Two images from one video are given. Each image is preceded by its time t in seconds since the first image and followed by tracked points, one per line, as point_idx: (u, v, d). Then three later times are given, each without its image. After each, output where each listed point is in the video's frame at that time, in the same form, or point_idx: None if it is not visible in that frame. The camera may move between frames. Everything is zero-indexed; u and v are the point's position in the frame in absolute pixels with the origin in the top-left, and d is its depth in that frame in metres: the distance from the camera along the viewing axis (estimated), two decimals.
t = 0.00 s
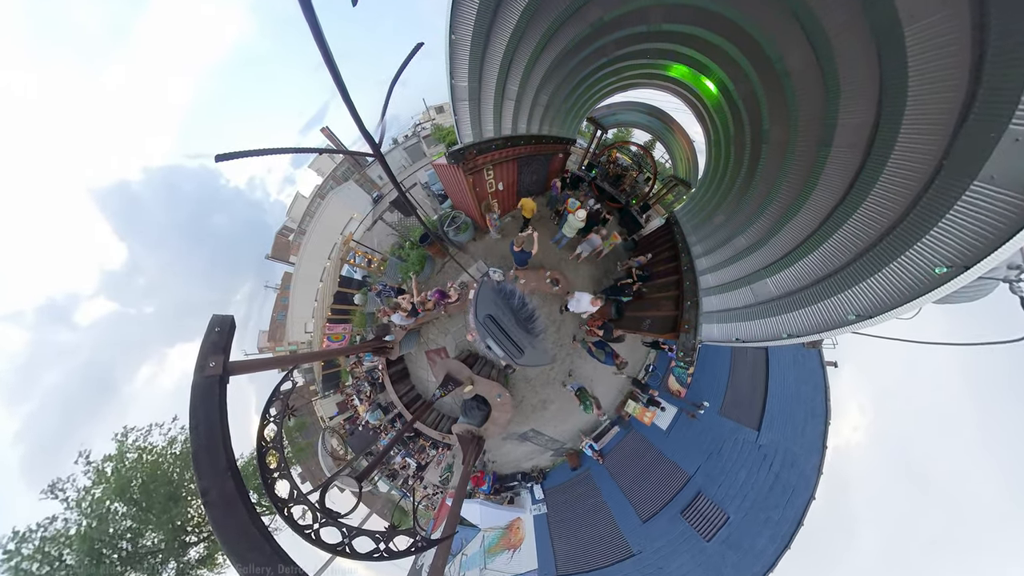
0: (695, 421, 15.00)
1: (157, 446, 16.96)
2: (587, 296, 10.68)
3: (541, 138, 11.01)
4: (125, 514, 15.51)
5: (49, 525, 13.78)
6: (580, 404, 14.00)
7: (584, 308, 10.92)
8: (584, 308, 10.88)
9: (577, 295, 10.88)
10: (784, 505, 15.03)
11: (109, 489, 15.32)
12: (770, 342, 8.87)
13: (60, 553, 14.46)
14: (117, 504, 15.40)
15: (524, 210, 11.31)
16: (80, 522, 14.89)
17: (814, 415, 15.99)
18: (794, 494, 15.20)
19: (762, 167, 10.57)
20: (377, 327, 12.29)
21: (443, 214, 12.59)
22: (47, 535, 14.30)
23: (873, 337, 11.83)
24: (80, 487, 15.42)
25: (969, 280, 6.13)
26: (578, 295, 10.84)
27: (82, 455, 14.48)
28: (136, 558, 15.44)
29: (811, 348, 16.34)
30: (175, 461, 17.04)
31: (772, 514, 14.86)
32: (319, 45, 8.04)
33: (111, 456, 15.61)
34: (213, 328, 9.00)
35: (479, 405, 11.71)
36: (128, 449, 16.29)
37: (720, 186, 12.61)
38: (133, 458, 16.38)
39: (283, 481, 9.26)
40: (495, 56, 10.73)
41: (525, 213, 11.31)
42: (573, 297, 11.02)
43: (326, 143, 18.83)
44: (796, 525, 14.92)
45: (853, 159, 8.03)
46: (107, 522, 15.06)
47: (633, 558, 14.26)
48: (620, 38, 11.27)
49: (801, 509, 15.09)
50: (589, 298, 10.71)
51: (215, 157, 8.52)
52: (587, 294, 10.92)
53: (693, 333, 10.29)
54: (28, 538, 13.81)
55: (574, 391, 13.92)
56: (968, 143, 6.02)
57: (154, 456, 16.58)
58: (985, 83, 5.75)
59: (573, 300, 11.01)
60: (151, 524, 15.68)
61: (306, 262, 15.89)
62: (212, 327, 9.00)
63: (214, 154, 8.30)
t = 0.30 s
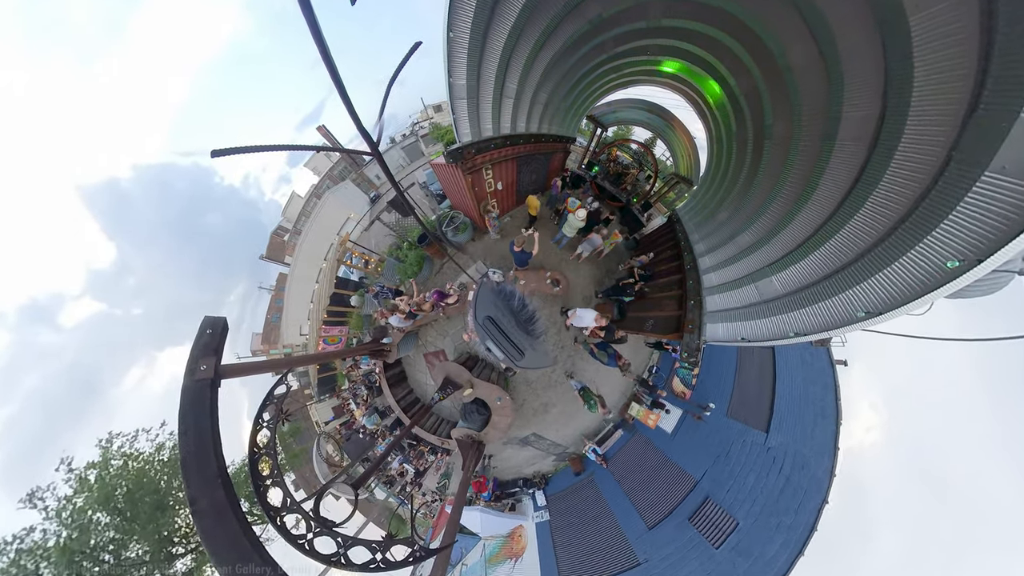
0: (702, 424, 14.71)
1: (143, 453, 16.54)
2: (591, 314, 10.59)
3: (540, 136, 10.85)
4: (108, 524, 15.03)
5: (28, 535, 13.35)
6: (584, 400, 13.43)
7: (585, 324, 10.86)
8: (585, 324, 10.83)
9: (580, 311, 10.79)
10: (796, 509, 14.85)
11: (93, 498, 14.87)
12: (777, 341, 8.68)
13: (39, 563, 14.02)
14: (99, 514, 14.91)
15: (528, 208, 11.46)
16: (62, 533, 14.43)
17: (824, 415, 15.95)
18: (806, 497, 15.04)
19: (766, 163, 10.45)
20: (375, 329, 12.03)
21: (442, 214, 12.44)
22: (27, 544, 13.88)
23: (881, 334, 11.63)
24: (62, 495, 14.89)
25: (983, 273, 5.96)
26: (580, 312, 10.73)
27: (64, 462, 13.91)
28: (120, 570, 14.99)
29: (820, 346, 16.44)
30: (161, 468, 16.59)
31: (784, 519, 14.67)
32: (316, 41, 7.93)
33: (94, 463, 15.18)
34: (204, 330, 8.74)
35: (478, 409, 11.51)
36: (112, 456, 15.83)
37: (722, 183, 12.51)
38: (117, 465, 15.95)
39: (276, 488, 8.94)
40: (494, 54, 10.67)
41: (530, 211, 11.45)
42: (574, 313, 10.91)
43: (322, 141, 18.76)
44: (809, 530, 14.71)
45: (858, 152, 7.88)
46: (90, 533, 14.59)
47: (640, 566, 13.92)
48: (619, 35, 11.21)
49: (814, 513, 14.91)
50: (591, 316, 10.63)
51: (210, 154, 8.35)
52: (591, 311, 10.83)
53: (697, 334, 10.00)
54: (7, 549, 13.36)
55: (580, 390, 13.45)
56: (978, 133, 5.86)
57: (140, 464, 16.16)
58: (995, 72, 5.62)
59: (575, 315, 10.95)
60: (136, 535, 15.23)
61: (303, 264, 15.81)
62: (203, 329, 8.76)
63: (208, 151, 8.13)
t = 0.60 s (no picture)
0: (708, 426, 14.40)
1: (129, 460, 16.19)
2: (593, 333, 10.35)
3: (540, 134, 10.72)
4: (89, 536, 14.61)
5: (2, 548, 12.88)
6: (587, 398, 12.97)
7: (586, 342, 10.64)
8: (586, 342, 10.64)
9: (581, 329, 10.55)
10: (809, 513, 14.57)
11: (74, 508, 14.47)
12: (784, 340, 8.50)
13: None
14: (80, 525, 14.53)
15: (534, 204, 10.81)
16: (39, 544, 14.02)
17: (835, 417, 15.94)
18: (818, 501, 14.80)
19: (770, 158, 10.31)
20: (372, 332, 11.79)
21: (440, 215, 12.28)
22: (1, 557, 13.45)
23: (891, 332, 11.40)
24: (41, 504, 14.55)
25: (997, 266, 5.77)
26: (583, 329, 10.53)
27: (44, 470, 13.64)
28: None
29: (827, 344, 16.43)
30: (148, 476, 16.28)
31: (797, 524, 14.33)
32: (310, 38, 7.77)
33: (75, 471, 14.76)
34: (195, 333, 8.45)
35: (478, 413, 11.09)
36: (96, 463, 15.46)
37: (724, 180, 12.38)
38: (100, 473, 15.58)
39: (268, 496, 8.60)
40: (491, 50, 10.53)
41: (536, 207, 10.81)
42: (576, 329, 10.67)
43: (317, 140, 18.64)
44: (823, 535, 14.45)
45: (864, 145, 7.71)
46: (68, 545, 14.21)
47: None
48: (617, 32, 11.10)
49: (826, 517, 14.71)
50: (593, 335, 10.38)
51: (199, 154, 8.05)
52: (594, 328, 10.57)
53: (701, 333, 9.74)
54: None
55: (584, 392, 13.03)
56: (988, 123, 5.69)
57: (125, 471, 15.84)
58: (1004, 59, 5.45)
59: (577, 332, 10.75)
60: (118, 547, 14.82)
61: (297, 265, 15.69)
62: (194, 331, 8.47)
63: (198, 151, 7.83)
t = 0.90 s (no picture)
0: (715, 429, 14.17)
1: (110, 468, 15.62)
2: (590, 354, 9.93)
3: (540, 133, 10.67)
4: (68, 549, 14.21)
5: None
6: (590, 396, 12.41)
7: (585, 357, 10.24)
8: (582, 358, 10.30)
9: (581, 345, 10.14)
10: (824, 518, 14.21)
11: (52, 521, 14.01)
12: (792, 338, 8.29)
13: None
14: (57, 537, 14.08)
15: (539, 203, 11.00)
16: (14, 558, 13.59)
17: (847, 416, 15.61)
18: (833, 505, 14.41)
19: (773, 152, 10.16)
20: (369, 335, 11.51)
21: (438, 215, 12.04)
22: None
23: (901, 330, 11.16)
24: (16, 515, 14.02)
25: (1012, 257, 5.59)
26: (583, 343, 10.17)
27: (20, 482, 13.13)
28: None
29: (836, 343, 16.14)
30: (131, 485, 15.78)
31: (811, 530, 13.98)
32: (307, 37, 7.53)
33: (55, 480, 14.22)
34: (185, 334, 8.15)
35: (478, 418, 10.78)
36: (76, 473, 14.92)
37: (727, 175, 12.14)
38: (81, 483, 15.02)
39: (259, 505, 8.25)
40: (490, 47, 10.43)
41: (541, 206, 11.02)
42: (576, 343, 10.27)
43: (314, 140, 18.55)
44: (839, 541, 14.05)
45: (870, 138, 7.50)
46: (46, 558, 13.83)
47: None
48: (618, 28, 10.92)
49: (842, 521, 14.32)
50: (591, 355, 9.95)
51: (193, 152, 7.74)
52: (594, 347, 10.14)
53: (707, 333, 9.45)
54: None
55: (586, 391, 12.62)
56: (1000, 112, 5.52)
57: (107, 481, 15.30)
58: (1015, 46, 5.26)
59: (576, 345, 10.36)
60: (98, 560, 14.50)
61: (293, 265, 15.65)
62: (184, 334, 8.17)
63: (192, 147, 7.49)
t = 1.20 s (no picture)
0: (722, 431, 13.91)
1: (91, 477, 15.30)
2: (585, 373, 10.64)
3: (540, 132, 10.59)
4: (44, 562, 13.90)
5: None
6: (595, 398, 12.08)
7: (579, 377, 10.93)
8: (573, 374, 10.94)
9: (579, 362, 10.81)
10: (840, 523, 13.86)
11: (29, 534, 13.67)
12: (800, 337, 8.11)
13: None
14: (33, 551, 13.73)
15: (545, 200, 10.96)
16: None
17: (859, 417, 15.30)
18: (849, 510, 14.07)
19: (776, 148, 9.79)
20: (366, 337, 11.21)
21: (436, 215, 11.82)
22: None
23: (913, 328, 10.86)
24: None
25: None
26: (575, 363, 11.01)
27: None
28: None
29: (846, 342, 15.84)
30: (112, 494, 15.51)
31: (827, 536, 13.62)
32: (301, 31, 7.42)
33: (32, 490, 13.88)
34: (175, 337, 7.86)
35: (479, 423, 10.56)
36: (54, 482, 14.58)
37: (730, 170, 11.81)
38: (60, 492, 14.65)
39: (249, 515, 7.91)
40: (489, 44, 10.52)
41: (545, 204, 11.02)
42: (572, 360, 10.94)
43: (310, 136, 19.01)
44: (856, 547, 13.69)
45: (876, 131, 7.23)
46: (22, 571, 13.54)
47: None
48: (618, 24, 10.71)
49: (859, 526, 13.97)
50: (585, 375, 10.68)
51: (187, 149, 7.58)
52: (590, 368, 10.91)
53: (712, 333, 9.25)
54: None
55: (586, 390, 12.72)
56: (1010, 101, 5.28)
57: (87, 491, 15.00)
58: None
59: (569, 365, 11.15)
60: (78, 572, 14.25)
61: (287, 267, 15.47)
62: (173, 336, 7.87)
63: (185, 144, 7.32)
